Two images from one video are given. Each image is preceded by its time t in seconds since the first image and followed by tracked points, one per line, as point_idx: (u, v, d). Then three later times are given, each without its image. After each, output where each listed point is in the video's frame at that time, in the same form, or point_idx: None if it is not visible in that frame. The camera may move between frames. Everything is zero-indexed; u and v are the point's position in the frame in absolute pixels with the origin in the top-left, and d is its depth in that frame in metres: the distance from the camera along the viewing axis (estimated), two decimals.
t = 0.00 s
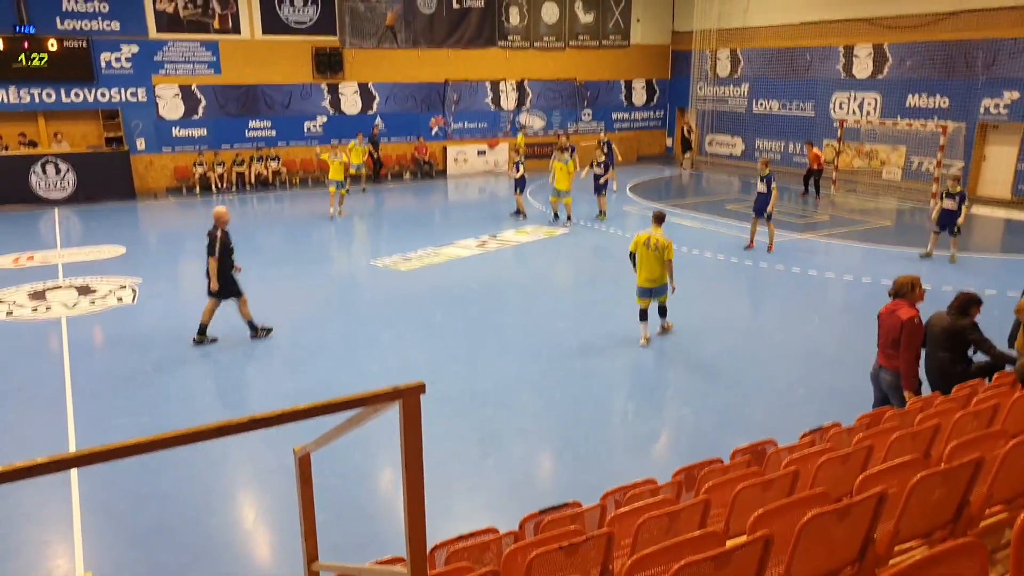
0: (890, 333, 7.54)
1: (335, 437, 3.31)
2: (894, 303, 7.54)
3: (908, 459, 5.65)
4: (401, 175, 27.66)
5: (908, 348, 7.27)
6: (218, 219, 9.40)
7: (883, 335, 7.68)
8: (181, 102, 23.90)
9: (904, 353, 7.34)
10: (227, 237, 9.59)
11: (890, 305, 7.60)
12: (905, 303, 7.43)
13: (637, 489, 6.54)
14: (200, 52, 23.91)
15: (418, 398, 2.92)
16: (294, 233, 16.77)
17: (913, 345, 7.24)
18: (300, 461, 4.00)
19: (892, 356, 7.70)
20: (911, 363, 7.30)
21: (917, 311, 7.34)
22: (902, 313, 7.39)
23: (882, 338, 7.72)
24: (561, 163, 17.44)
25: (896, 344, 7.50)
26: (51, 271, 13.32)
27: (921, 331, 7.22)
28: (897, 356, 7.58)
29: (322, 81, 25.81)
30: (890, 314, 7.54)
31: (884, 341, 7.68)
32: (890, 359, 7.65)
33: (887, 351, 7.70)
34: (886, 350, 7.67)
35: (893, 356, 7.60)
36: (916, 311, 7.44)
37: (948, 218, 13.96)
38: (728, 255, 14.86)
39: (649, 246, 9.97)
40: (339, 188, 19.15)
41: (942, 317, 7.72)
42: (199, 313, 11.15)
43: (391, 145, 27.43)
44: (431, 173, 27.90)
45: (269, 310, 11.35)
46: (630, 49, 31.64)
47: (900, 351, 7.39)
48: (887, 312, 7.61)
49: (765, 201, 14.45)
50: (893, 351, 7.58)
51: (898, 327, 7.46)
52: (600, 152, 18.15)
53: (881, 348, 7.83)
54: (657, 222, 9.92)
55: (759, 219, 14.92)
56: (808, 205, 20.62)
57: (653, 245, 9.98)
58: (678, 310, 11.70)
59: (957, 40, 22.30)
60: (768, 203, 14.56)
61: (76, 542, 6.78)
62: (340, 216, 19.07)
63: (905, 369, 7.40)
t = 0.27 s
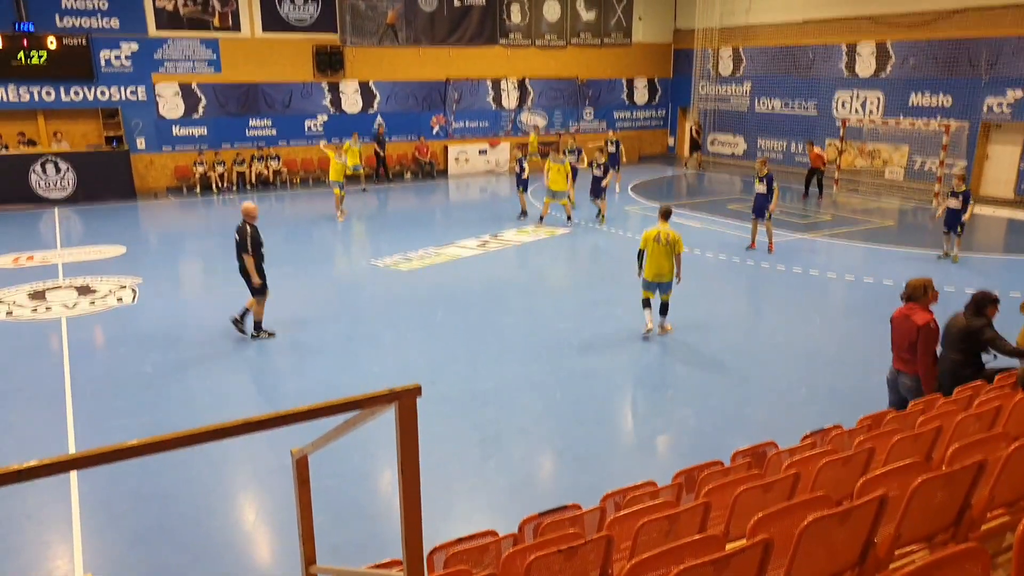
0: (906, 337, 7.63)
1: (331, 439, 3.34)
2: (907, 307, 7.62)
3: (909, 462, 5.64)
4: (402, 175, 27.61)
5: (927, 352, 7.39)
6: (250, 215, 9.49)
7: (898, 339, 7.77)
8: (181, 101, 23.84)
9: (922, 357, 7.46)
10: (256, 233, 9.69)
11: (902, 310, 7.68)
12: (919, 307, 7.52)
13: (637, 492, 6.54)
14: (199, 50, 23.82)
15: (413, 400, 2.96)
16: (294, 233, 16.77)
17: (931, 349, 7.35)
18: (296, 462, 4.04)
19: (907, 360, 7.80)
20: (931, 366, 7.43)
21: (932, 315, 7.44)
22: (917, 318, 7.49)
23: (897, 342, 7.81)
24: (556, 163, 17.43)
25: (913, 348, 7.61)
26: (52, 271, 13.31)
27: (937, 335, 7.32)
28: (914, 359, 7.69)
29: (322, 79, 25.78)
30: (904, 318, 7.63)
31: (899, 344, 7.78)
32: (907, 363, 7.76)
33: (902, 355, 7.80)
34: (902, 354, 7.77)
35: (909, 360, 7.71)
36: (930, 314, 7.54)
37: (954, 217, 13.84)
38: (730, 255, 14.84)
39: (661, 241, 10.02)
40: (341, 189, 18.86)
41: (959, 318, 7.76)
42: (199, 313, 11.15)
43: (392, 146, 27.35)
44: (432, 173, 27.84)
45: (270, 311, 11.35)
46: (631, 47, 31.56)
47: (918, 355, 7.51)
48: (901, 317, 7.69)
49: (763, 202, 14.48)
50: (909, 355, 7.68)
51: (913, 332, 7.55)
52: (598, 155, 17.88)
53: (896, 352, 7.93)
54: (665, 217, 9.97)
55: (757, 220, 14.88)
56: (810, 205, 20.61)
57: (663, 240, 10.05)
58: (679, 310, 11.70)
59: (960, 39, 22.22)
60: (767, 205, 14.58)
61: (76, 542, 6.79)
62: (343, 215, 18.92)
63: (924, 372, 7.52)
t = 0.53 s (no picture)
0: (923, 338, 7.72)
1: (330, 434, 3.38)
2: (921, 308, 7.68)
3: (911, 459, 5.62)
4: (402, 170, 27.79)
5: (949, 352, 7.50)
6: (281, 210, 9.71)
7: (913, 341, 7.85)
8: (183, 97, 23.87)
9: (944, 357, 7.57)
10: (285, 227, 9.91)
11: (916, 311, 7.74)
12: (935, 307, 7.60)
13: (638, 488, 6.53)
14: (201, 46, 23.89)
15: (411, 395, 3.00)
16: (296, 228, 16.79)
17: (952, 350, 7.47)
18: (296, 458, 4.03)
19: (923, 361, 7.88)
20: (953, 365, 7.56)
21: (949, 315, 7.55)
22: (934, 318, 7.57)
23: (912, 342, 7.89)
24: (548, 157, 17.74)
25: (931, 349, 7.70)
26: (53, 267, 13.32)
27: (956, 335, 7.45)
28: (931, 360, 7.78)
29: (323, 75, 25.76)
30: (919, 319, 7.70)
31: (915, 345, 7.86)
32: (923, 364, 7.84)
33: (917, 356, 7.88)
34: (918, 355, 7.86)
35: (926, 360, 7.80)
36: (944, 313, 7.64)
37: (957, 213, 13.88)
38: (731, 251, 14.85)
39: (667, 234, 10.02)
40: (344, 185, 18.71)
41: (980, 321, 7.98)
42: (200, 309, 11.15)
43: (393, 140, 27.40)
44: (433, 168, 27.90)
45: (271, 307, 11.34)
46: (632, 44, 31.60)
47: (939, 355, 7.62)
48: (915, 318, 7.76)
49: (767, 200, 14.43)
50: (927, 356, 7.77)
51: (929, 332, 7.64)
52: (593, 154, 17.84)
53: (909, 353, 8.00)
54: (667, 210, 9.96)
55: (759, 217, 14.82)
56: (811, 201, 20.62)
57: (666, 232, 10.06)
58: (680, 307, 11.69)
59: (962, 35, 22.25)
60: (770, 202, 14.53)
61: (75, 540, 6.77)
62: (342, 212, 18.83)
63: (946, 371, 7.64)
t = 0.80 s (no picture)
0: (929, 341, 7.70)
1: (330, 437, 3.44)
2: (928, 310, 7.64)
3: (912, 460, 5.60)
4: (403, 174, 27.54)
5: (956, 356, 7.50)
6: (307, 209, 9.98)
7: (919, 343, 7.83)
8: (183, 101, 23.94)
9: (952, 361, 7.56)
10: (313, 226, 10.22)
11: (923, 313, 7.69)
12: (942, 310, 7.57)
13: (638, 489, 6.50)
14: (202, 50, 23.97)
15: (410, 397, 3.07)
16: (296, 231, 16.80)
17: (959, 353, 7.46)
18: (295, 460, 4.02)
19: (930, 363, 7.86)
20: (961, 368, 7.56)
21: (956, 318, 7.53)
22: (941, 322, 7.54)
23: (918, 345, 7.86)
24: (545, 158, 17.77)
25: (938, 352, 7.68)
26: (54, 270, 13.31)
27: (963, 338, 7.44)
28: (938, 363, 7.76)
29: (324, 80, 25.84)
30: (927, 321, 7.66)
31: (921, 347, 7.83)
32: (931, 366, 7.83)
33: (924, 357, 7.85)
34: (925, 358, 7.83)
35: (933, 362, 7.78)
36: (952, 315, 7.61)
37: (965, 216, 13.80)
38: (732, 254, 14.84)
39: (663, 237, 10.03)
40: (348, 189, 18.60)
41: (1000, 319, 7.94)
42: (201, 311, 11.14)
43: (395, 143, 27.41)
44: (434, 172, 27.88)
45: (272, 308, 11.36)
46: (633, 48, 31.68)
47: (946, 358, 7.60)
48: (922, 320, 7.72)
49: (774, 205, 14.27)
50: (933, 359, 7.75)
51: (937, 335, 7.62)
52: (586, 156, 17.76)
53: (915, 355, 7.97)
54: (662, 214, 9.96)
55: (766, 223, 14.62)
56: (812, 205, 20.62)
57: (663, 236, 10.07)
58: (682, 309, 11.67)
59: (962, 39, 22.30)
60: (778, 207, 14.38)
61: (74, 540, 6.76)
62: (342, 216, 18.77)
63: (955, 374, 7.63)
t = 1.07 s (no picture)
0: (932, 336, 7.69)
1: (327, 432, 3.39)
2: (931, 306, 7.64)
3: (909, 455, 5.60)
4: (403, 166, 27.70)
5: (956, 353, 7.49)
6: (332, 204, 9.86)
7: (922, 339, 7.82)
8: (181, 92, 23.72)
9: (951, 357, 7.55)
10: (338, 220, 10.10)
11: (926, 309, 7.69)
12: (944, 306, 7.55)
13: (637, 484, 6.53)
14: (199, 40, 23.65)
15: (407, 392, 3.00)
16: (296, 224, 16.75)
17: (959, 350, 7.46)
18: (295, 454, 4.01)
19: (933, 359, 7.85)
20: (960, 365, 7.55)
21: (957, 314, 7.51)
22: (943, 318, 7.53)
23: (921, 340, 7.86)
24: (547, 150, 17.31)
25: (940, 348, 7.68)
26: (54, 262, 13.32)
27: (963, 335, 7.43)
28: (939, 359, 7.76)
29: (323, 70, 25.58)
30: (929, 317, 7.66)
31: (924, 343, 7.83)
32: (932, 361, 7.82)
33: (927, 353, 7.85)
34: (926, 353, 7.83)
35: (934, 358, 7.78)
36: (955, 312, 7.58)
37: (982, 211, 13.51)
38: (733, 247, 14.78)
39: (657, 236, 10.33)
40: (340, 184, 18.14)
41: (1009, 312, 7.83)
42: (201, 304, 11.14)
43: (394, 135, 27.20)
44: (434, 164, 27.71)
45: (272, 301, 11.36)
46: (636, 38, 31.31)
47: (946, 355, 7.60)
48: (924, 316, 7.71)
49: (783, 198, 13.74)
50: (934, 355, 7.75)
51: (939, 331, 7.61)
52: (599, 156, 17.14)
53: (919, 351, 7.97)
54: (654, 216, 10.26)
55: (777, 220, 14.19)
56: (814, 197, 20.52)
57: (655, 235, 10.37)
58: (682, 303, 11.65)
59: (970, 27, 21.96)
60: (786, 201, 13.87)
61: (78, 531, 6.82)
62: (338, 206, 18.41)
63: (955, 370, 7.62)
